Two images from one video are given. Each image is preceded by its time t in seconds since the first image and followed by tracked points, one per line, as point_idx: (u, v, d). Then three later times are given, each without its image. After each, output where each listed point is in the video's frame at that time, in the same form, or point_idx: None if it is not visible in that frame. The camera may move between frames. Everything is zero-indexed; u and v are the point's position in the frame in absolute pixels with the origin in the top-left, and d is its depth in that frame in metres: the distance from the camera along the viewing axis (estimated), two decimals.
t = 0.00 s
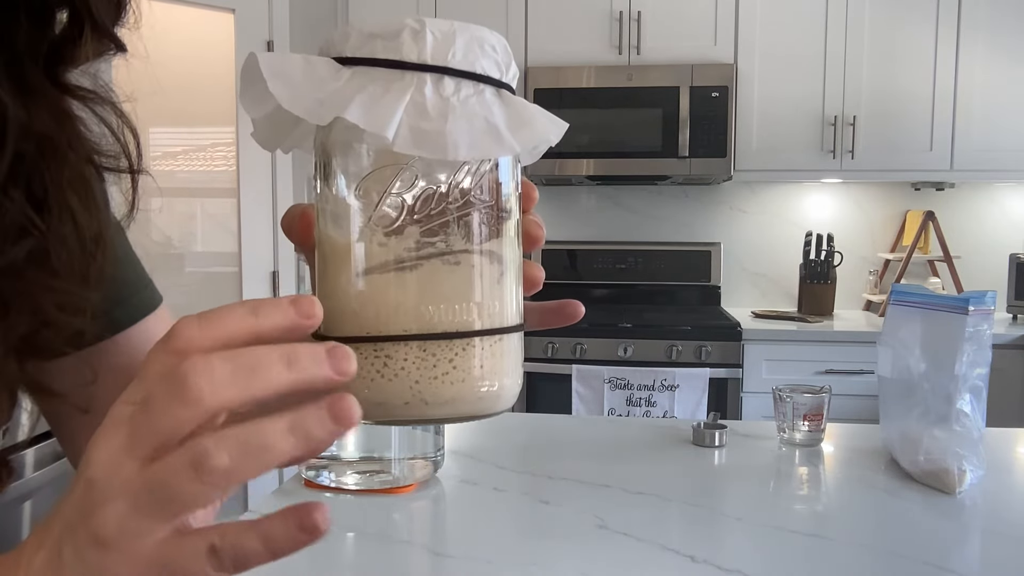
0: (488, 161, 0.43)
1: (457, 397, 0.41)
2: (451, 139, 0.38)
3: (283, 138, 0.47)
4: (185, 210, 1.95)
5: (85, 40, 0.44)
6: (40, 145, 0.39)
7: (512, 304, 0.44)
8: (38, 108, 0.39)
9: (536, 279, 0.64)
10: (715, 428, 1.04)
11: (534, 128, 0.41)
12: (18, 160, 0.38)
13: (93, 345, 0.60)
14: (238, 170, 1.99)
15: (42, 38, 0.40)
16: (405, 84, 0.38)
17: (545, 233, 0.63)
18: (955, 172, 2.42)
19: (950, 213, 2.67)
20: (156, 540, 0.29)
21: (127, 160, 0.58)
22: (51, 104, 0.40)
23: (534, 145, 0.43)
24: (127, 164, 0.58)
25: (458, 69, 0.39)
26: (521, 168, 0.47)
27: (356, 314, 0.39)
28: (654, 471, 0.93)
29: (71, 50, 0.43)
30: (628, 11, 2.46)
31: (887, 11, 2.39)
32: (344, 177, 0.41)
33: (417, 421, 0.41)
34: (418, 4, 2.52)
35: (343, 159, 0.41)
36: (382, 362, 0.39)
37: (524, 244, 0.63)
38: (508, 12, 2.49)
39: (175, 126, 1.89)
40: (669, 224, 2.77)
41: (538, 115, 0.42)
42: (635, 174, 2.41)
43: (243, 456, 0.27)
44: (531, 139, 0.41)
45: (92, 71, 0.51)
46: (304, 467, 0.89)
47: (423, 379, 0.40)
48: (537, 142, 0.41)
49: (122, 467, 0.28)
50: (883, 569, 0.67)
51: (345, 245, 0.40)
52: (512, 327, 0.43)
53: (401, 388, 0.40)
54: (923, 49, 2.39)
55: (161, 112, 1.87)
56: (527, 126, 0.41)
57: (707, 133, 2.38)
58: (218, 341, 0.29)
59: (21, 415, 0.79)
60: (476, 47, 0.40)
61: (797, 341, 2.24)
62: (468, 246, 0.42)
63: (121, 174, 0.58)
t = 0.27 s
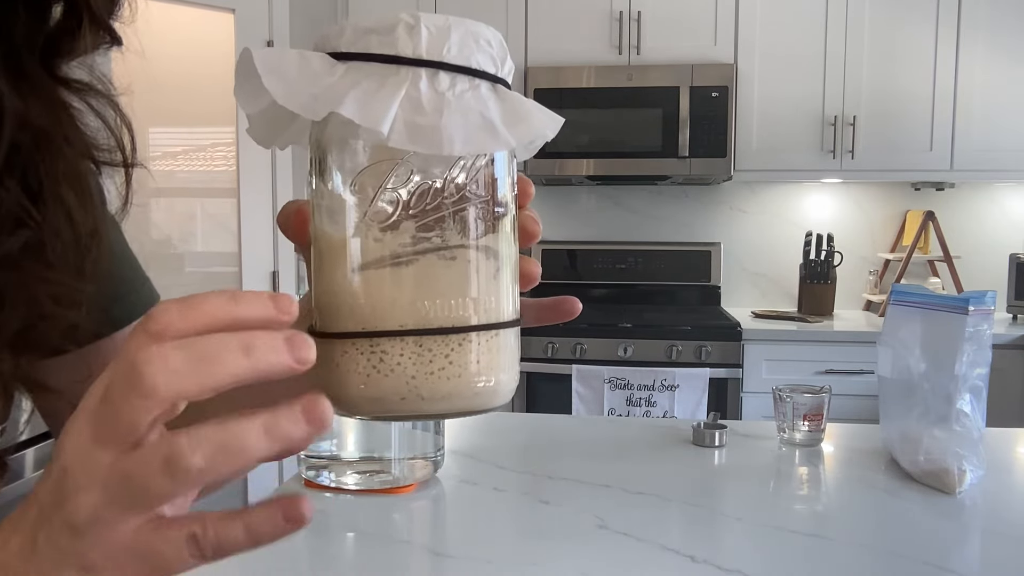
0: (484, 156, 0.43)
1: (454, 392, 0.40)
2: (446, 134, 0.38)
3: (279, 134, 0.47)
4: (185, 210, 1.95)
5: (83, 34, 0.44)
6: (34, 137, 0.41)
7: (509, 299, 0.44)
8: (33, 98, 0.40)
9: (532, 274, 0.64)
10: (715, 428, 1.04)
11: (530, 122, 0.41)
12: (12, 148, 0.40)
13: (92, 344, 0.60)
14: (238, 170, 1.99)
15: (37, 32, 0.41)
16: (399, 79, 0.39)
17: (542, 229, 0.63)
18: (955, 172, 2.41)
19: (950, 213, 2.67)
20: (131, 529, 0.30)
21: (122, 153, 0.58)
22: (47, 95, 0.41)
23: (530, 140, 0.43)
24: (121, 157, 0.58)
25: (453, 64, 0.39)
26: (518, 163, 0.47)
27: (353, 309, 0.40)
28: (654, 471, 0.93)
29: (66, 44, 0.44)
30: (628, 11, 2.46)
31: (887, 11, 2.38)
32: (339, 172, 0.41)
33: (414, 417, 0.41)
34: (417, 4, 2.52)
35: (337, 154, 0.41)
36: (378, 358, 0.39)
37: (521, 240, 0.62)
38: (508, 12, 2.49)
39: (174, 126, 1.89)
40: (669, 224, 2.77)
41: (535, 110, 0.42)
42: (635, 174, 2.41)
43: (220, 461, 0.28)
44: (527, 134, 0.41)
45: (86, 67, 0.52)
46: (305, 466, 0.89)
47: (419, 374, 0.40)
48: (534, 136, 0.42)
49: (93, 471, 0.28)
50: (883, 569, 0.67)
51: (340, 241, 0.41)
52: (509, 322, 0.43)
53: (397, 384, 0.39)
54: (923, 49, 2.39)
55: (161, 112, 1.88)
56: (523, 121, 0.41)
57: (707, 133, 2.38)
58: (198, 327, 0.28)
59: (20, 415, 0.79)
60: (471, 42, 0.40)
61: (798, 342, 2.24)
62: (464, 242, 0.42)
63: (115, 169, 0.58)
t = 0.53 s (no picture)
0: (473, 163, 0.42)
1: (441, 400, 0.40)
2: (434, 142, 0.37)
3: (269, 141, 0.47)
4: (185, 209, 1.96)
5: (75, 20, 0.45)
6: (30, 125, 0.39)
7: (499, 307, 0.44)
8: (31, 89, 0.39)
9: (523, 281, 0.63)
10: (715, 428, 1.04)
11: (519, 130, 0.41)
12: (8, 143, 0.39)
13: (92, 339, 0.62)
14: (238, 170, 1.99)
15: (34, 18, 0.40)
16: (388, 86, 0.39)
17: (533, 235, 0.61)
18: (955, 172, 2.41)
19: (950, 213, 2.67)
20: None
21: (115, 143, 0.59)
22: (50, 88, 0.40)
23: (519, 149, 0.42)
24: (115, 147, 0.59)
25: (442, 71, 0.39)
26: (509, 168, 0.47)
27: (341, 316, 0.40)
28: (654, 471, 0.93)
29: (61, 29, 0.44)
30: (628, 11, 2.46)
31: (887, 11, 2.39)
32: (329, 180, 0.41)
33: (402, 424, 0.41)
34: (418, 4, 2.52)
35: (327, 162, 0.41)
36: (365, 365, 0.39)
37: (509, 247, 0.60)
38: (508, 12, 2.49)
39: (175, 127, 1.89)
40: (669, 224, 2.78)
41: (525, 117, 0.42)
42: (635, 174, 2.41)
43: (233, 567, 0.20)
44: (517, 142, 0.41)
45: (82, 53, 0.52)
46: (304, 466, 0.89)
47: (407, 382, 0.40)
48: (523, 144, 0.41)
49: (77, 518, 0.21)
50: (883, 569, 0.67)
51: (329, 248, 0.41)
52: (499, 330, 0.43)
53: (384, 391, 0.39)
54: (923, 50, 2.39)
55: (162, 113, 1.88)
56: (512, 129, 0.41)
57: (706, 133, 2.38)
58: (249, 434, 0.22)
59: (21, 417, 0.79)
60: (460, 49, 0.40)
61: (798, 342, 2.24)
62: (453, 249, 0.42)
63: (109, 158, 0.59)
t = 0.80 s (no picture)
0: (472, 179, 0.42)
1: (439, 414, 0.40)
2: (434, 159, 0.38)
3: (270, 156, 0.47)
4: (185, 209, 1.96)
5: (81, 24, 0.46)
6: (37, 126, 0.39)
7: (498, 321, 0.44)
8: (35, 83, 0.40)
9: (518, 297, 0.62)
10: (715, 428, 1.04)
11: (519, 147, 0.41)
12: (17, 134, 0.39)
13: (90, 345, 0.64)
14: (238, 170, 1.99)
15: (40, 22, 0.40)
16: (389, 104, 0.39)
17: (531, 250, 0.62)
18: (955, 172, 2.41)
19: (950, 213, 2.67)
20: None
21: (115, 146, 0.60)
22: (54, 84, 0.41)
23: (518, 165, 0.43)
24: (115, 150, 0.59)
25: (443, 89, 0.39)
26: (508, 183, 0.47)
27: (341, 330, 0.40)
28: (654, 471, 0.93)
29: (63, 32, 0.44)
30: (628, 11, 2.46)
31: (886, 12, 2.39)
32: (330, 195, 0.41)
33: (399, 437, 0.41)
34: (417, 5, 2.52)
35: (328, 177, 0.41)
36: (364, 378, 0.39)
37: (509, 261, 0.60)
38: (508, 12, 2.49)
39: (175, 126, 1.89)
40: (669, 224, 2.77)
41: (524, 133, 0.42)
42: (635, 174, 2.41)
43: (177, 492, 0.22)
44: (516, 159, 0.41)
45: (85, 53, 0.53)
46: (304, 467, 0.89)
47: (405, 395, 0.40)
48: (522, 161, 0.41)
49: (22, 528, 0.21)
50: (883, 569, 0.67)
51: (329, 263, 0.41)
52: (497, 344, 0.43)
53: (382, 405, 0.39)
54: (923, 50, 2.39)
55: (162, 112, 1.88)
56: (511, 146, 0.41)
57: (706, 133, 2.38)
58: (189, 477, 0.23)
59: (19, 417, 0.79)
60: (461, 66, 0.40)
61: (798, 342, 2.24)
62: (452, 264, 0.42)
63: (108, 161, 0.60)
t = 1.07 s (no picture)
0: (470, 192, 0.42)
1: (436, 426, 0.40)
2: (432, 172, 0.38)
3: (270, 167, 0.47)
4: (185, 209, 1.96)
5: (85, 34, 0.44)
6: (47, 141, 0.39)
7: (496, 332, 0.44)
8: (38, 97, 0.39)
9: (518, 305, 0.61)
10: (715, 428, 1.04)
11: (517, 158, 0.41)
12: (18, 149, 0.38)
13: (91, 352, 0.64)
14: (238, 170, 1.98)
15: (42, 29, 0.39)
16: (387, 117, 0.39)
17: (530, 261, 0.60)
18: (955, 172, 2.41)
19: (950, 213, 2.67)
20: None
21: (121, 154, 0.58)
22: (57, 98, 0.40)
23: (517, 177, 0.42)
24: (121, 159, 0.57)
25: (441, 102, 0.39)
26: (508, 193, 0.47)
27: (339, 343, 0.40)
28: (654, 471, 0.93)
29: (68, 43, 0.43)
30: (628, 11, 2.46)
31: (886, 12, 2.39)
32: (328, 208, 0.41)
33: (397, 448, 0.41)
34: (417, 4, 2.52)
35: (327, 190, 0.41)
36: (361, 391, 0.40)
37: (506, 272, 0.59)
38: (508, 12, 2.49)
39: (175, 126, 1.90)
40: (668, 224, 2.77)
41: (522, 145, 0.42)
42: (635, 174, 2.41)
43: None
44: (514, 171, 0.41)
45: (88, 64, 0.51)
46: (304, 467, 0.89)
47: (402, 408, 0.40)
48: (521, 172, 0.41)
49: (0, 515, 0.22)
50: (883, 568, 0.67)
51: (327, 275, 0.41)
52: (495, 356, 0.43)
53: (379, 417, 0.40)
54: (923, 50, 2.39)
55: (162, 112, 1.88)
56: (510, 157, 0.41)
57: (707, 132, 2.38)
58: None
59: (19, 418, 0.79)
60: (460, 79, 0.40)
61: (798, 341, 2.24)
62: (450, 277, 0.42)
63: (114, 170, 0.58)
